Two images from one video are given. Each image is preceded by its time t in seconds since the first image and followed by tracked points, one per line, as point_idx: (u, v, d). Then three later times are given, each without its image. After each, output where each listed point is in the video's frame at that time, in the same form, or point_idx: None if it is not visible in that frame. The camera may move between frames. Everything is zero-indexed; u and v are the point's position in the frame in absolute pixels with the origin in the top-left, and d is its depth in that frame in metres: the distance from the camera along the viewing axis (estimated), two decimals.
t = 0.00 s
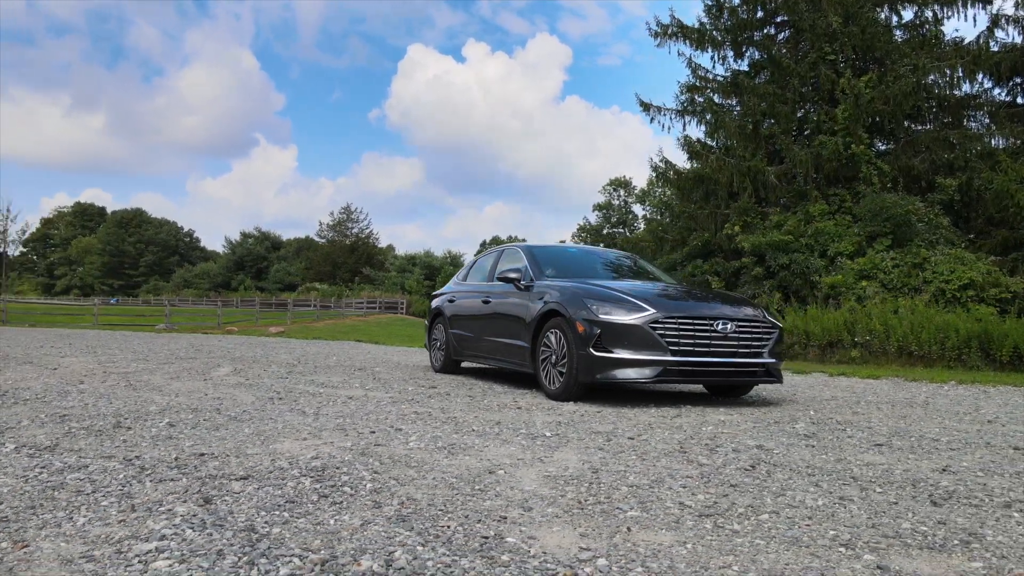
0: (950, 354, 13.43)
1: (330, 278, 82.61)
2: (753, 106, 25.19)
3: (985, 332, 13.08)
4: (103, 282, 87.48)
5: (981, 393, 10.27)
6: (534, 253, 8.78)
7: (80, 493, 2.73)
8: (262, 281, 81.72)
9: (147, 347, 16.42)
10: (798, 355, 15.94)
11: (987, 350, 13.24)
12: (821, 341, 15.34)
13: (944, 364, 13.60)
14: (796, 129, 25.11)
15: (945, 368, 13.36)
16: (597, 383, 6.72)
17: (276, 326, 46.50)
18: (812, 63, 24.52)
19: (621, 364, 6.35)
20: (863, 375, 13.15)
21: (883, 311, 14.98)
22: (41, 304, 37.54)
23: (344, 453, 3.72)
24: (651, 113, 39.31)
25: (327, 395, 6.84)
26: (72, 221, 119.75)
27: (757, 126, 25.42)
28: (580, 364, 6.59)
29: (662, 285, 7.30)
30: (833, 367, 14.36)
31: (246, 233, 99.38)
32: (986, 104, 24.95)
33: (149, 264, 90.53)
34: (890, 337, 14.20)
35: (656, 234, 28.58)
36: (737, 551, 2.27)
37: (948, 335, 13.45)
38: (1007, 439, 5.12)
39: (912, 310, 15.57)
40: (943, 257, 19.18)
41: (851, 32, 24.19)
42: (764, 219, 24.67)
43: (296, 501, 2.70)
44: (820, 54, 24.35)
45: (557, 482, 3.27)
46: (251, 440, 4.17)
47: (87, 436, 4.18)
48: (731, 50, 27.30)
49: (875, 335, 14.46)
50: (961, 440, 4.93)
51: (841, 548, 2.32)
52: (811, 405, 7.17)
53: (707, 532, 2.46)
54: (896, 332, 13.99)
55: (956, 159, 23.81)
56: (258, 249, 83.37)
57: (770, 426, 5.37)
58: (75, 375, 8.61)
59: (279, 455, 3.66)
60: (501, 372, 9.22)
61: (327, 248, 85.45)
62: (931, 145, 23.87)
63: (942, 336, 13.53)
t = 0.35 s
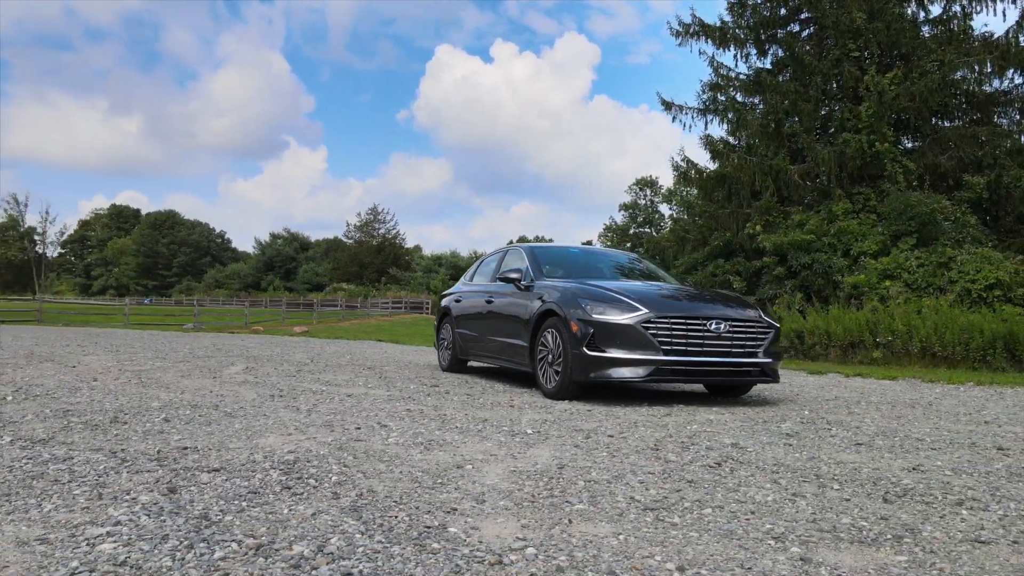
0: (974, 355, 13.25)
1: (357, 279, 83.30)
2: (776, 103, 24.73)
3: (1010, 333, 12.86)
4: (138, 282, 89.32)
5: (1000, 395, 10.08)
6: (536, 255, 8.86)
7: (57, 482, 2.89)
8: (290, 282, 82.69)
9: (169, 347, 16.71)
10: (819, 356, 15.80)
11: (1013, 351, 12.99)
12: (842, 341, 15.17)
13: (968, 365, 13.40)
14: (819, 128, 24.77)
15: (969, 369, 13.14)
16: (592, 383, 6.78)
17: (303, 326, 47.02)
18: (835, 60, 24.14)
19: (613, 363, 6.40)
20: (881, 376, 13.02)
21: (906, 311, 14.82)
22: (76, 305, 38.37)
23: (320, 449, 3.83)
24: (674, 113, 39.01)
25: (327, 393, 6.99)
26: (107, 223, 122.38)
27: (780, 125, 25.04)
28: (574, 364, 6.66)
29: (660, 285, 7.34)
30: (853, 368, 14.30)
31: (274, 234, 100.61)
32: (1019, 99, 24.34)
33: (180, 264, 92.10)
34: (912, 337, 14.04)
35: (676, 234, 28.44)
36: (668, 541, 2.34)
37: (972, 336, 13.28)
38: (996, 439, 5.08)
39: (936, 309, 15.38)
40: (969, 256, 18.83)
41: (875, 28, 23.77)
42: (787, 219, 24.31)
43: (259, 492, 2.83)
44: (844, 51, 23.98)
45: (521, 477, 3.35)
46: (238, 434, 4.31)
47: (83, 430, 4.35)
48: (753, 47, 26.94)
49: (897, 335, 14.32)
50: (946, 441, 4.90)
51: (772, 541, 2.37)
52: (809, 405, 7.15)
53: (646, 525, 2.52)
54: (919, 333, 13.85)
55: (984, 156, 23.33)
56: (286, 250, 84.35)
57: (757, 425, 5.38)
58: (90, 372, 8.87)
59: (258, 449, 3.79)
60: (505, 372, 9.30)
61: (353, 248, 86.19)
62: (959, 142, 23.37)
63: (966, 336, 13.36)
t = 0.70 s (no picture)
0: (998, 356, 13.02)
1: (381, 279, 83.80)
2: (796, 102, 24.30)
3: None
4: (167, 282, 90.89)
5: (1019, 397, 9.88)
6: (539, 255, 8.95)
7: (39, 472, 3.05)
8: (316, 282, 83.47)
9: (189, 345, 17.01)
10: (839, 356, 15.69)
11: None
12: (862, 342, 15.04)
13: (991, 367, 13.20)
14: (840, 126, 24.42)
15: (992, 371, 12.93)
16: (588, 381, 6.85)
17: (328, 326, 47.41)
18: (857, 57, 23.73)
19: (607, 362, 6.46)
20: (896, 377, 12.91)
21: (928, 311, 14.67)
22: (106, 305, 39.16)
23: (302, 443, 3.96)
24: (694, 111, 38.69)
25: (328, 390, 7.14)
26: (138, 224, 124.55)
27: (800, 123, 24.35)
28: (570, 363, 6.73)
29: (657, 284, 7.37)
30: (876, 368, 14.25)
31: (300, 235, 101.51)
32: None
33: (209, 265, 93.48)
34: (934, 338, 13.92)
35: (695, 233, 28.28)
36: (610, 533, 2.40)
37: (994, 337, 13.06)
38: (986, 439, 5.06)
39: (960, 309, 15.20)
40: (994, 255, 18.45)
41: (899, 24, 23.33)
42: (808, 218, 23.76)
43: (231, 484, 2.95)
44: (866, 47, 23.54)
45: (492, 471, 3.44)
46: (227, 430, 4.44)
47: (81, 425, 4.52)
48: (775, 45, 26.49)
49: (918, 336, 14.21)
50: (933, 440, 4.89)
51: (712, 535, 2.42)
52: (807, 405, 7.15)
53: (595, 518, 2.59)
54: (940, 334, 13.72)
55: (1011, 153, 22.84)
56: (310, 250, 85.16)
57: (746, 423, 5.39)
58: (105, 370, 9.11)
59: (241, 444, 3.92)
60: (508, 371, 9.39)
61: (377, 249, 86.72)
62: (985, 139, 22.91)
63: (987, 338, 13.18)
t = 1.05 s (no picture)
0: None
1: (407, 279, 84.21)
2: (818, 99, 23.94)
3: None
4: (198, 283, 92.43)
5: None
6: (542, 256, 9.00)
7: (26, 463, 3.21)
8: (343, 282, 84.18)
9: (211, 344, 17.31)
10: (862, 357, 15.52)
11: None
12: (885, 342, 14.85)
13: (1017, 369, 12.96)
14: (864, 123, 24.01)
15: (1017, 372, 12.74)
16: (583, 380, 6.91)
17: (353, 326, 47.80)
18: (882, 53, 23.27)
19: (601, 361, 6.52)
20: (913, 379, 12.75)
21: (953, 311, 14.53)
22: (137, 307, 39.91)
23: (284, 438, 4.08)
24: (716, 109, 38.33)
25: (330, 388, 7.28)
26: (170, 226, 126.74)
27: (823, 121, 23.99)
28: (565, 362, 6.79)
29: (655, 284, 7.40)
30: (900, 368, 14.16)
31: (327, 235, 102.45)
32: None
33: (238, 266, 94.80)
34: (959, 338, 13.74)
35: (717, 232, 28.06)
36: (549, 525, 2.48)
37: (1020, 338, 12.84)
38: (974, 440, 5.04)
39: (986, 309, 14.96)
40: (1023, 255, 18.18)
41: (925, 19, 22.83)
42: (831, 216, 23.39)
43: (202, 476, 3.08)
44: (892, 43, 23.06)
45: (462, 466, 3.53)
46: (219, 425, 4.57)
47: (81, 420, 4.69)
48: (799, 42, 25.87)
49: (942, 336, 14.03)
50: (919, 440, 4.88)
51: (649, 528, 2.49)
52: (806, 405, 7.13)
53: (542, 511, 2.66)
54: (965, 336, 13.53)
55: None
56: (336, 251, 85.92)
57: (733, 422, 5.41)
58: (121, 368, 9.36)
59: (226, 439, 4.05)
60: (513, 370, 9.47)
61: (403, 249, 87.13)
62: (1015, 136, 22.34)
63: (1012, 339, 12.95)
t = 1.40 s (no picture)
0: None
1: (431, 279, 84.47)
2: (840, 98, 23.55)
3: None
4: (226, 283, 93.76)
5: None
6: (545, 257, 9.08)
7: (15, 457, 3.37)
8: (367, 283, 84.74)
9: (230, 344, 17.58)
10: (883, 358, 15.36)
11: None
12: (907, 343, 14.70)
13: None
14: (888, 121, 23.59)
15: None
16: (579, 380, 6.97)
17: (376, 326, 48.08)
18: (905, 50, 22.79)
19: (595, 361, 6.57)
20: (927, 380, 12.64)
21: (975, 311, 14.37)
22: (165, 308, 40.56)
23: (270, 435, 4.19)
24: (737, 108, 37.97)
25: (332, 387, 7.41)
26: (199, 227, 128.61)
27: (845, 119, 23.61)
28: (560, 362, 6.86)
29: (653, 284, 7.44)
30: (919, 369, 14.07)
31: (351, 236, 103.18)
32: None
33: (264, 266, 95.99)
34: (981, 339, 13.55)
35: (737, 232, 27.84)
36: (497, 520, 2.56)
37: None
38: (963, 441, 5.02)
39: (1011, 309, 14.77)
40: None
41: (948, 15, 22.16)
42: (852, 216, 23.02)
43: (180, 470, 3.21)
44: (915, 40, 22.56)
45: (435, 463, 3.60)
46: (212, 422, 4.70)
47: (81, 416, 4.85)
48: (821, 39, 25.34)
49: (965, 336, 13.85)
50: (904, 440, 4.88)
51: (594, 522, 2.56)
52: (805, 405, 7.11)
53: (496, 507, 2.74)
54: (988, 336, 13.35)
55: None
56: (360, 251, 86.61)
57: (722, 422, 5.44)
58: (135, 366, 9.59)
59: (213, 435, 4.17)
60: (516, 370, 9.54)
61: (426, 249, 87.41)
62: None
63: None
